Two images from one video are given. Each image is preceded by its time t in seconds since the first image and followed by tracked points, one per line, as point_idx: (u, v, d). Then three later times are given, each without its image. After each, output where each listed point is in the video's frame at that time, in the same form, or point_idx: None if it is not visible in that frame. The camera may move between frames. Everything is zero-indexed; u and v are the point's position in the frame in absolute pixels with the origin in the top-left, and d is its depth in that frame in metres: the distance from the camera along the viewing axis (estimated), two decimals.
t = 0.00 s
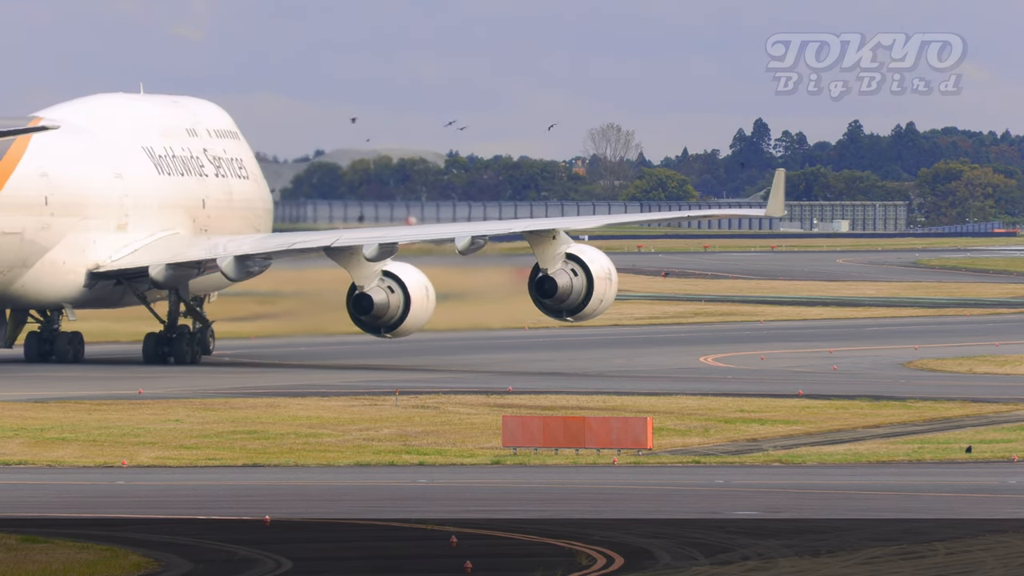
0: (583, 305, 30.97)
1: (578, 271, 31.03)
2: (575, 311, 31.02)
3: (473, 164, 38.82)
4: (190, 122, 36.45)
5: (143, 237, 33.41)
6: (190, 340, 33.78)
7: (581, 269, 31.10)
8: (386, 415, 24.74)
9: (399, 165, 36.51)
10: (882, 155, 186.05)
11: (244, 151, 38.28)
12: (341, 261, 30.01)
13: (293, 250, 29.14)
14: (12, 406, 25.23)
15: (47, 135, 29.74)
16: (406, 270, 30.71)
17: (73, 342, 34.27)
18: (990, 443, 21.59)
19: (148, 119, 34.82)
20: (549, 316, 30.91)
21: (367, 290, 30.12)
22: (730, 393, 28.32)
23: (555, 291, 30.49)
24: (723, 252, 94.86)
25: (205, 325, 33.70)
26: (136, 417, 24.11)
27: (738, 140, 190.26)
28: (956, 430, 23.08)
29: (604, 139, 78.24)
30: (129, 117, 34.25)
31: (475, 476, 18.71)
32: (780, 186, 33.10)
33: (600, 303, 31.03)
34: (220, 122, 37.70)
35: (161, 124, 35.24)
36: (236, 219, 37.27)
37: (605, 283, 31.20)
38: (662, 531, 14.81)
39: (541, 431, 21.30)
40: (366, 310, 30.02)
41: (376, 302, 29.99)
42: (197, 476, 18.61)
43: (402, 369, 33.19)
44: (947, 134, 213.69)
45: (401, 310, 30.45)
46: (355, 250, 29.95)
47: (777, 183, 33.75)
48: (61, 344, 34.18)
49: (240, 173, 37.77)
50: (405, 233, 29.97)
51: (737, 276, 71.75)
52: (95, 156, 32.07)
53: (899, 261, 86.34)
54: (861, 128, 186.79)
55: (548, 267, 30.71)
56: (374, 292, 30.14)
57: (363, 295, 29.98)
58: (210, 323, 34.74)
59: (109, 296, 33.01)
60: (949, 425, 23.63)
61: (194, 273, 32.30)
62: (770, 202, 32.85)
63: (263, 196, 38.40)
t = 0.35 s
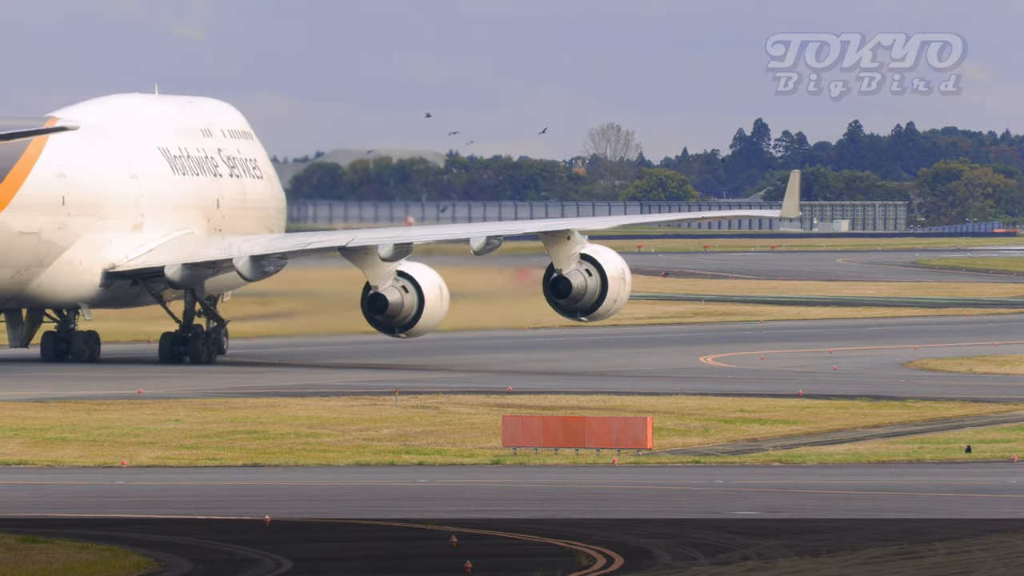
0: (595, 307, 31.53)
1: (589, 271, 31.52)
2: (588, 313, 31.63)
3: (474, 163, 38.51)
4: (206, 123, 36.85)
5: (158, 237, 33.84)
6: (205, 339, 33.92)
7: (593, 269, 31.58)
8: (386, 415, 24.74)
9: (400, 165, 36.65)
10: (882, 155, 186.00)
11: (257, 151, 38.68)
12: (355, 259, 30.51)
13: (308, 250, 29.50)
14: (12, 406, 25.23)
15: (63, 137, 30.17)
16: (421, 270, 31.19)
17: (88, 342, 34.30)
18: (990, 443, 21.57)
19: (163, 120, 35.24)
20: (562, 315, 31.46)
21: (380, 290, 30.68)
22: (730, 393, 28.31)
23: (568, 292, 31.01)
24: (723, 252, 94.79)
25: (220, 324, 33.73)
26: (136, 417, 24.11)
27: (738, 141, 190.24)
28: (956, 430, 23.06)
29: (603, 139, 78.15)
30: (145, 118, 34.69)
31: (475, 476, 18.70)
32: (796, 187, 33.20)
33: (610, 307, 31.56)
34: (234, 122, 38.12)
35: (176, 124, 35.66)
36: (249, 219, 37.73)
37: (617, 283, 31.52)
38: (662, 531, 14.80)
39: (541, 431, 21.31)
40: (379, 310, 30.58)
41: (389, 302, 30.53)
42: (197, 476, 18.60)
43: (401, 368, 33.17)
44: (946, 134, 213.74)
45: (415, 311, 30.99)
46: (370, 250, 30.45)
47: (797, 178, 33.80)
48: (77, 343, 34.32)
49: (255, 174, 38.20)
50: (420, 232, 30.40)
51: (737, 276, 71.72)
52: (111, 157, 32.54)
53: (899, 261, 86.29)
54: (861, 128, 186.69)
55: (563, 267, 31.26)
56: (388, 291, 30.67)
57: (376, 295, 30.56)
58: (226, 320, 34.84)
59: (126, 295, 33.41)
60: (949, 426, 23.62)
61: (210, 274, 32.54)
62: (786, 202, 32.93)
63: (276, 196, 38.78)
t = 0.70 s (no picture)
0: (609, 307, 31.90)
1: (604, 271, 31.84)
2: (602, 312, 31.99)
3: (473, 163, 38.61)
4: (218, 123, 36.80)
5: (174, 237, 33.87)
6: (221, 338, 33.87)
7: (607, 268, 31.90)
8: (385, 415, 24.74)
9: (400, 165, 37.19)
10: (882, 155, 185.99)
11: (269, 151, 38.59)
12: (370, 258, 30.85)
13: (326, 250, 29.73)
14: (12, 406, 25.23)
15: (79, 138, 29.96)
16: (436, 271, 31.49)
17: (105, 341, 34.42)
18: (990, 443, 21.58)
19: (177, 120, 35.21)
20: (574, 312, 31.95)
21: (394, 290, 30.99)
22: (730, 393, 28.31)
23: (582, 292, 31.38)
24: (723, 252, 94.77)
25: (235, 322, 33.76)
26: (136, 417, 24.11)
27: (738, 141, 190.28)
28: (956, 430, 23.06)
29: (603, 139, 78.09)
30: (159, 118, 34.66)
31: (475, 476, 18.70)
32: (811, 187, 33.21)
33: (625, 306, 31.95)
34: (246, 123, 38.06)
35: (190, 124, 35.62)
36: (263, 220, 37.57)
37: (632, 283, 31.88)
38: (661, 531, 14.81)
39: (541, 430, 21.31)
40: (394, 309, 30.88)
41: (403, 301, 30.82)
42: (197, 476, 18.60)
43: (402, 368, 33.18)
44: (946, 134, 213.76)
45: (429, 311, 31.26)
46: (385, 250, 30.76)
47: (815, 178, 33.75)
48: (93, 342, 34.39)
49: (268, 174, 38.08)
50: (435, 233, 30.69)
51: (737, 276, 71.74)
52: (128, 157, 32.48)
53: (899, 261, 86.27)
54: (861, 128, 186.66)
55: (580, 268, 31.64)
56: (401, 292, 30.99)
57: (390, 295, 30.88)
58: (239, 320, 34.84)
59: (142, 295, 33.54)
60: (948, 425, 23.62)
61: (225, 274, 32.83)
62: (802, 203, 32.86)
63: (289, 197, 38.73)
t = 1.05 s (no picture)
0: (623, 307, 31.93)
1: (618, 270, 31.82)
2: (617, 312, 32.01)
3: (473, 164, 39.16)
4: (232, 123, 36.79)
5: (189, 238, 33.93)
6: (237, 338, 33.81)
7: (622, 267, 31.88)
8: (385, 415, 24.74)
9: (399, 166, 37.77)
10: (882, 155, 186.02)
11: (282, 151, 38.55)
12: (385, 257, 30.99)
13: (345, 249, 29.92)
14: (12, 406, 25.22)
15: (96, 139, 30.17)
16: (450, 269, 31.50)
17: (122, 340, 34.44)
18: (990, 443, 21.57)
19: (191, 121, 35.25)
20: (587, 311, 31.99)
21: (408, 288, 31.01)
22: (730, 393, 28.30)
23: (602, 292, 31.42)
24: (723, 252, 94.75)
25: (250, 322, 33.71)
26: (135, 417, 24.10)
27: (738, 140, 190.30)
28: (956, 430, 23.05)
29: (603, 139, 78.04)
30: (173, 118, 34.71)
31: (475, 476, 18.70)
32: (826, 185, 33.26)
33: (640, 306, 31.94)
34: (259, 123, 38.02)
35: (202, 125, 35.62)
36: (277, 219, 37.45)
37: (646, 283, 31.85)
38: (661, 531, 14.80)
39: (541, 430, 21.31)
40: (408, 309, 30.90)
41: (418, 301, 30.83)
42: (196, 476, 18.60)
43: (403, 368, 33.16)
44: (946, 134, 213.75)
45: (443, 310, 31.24)
46: (399, 250, 30.91)
47: (830, 177, 33.77)
48: (109, 341, 34.44)
49: (281, 174, 37.97)
50: (450, 232, 30.88)
51: (737, 276, 71.76)
52: (142, 157, 32.59)
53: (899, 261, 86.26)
54: (861, 128, 186.62)
55: (593, 268, 31.66)
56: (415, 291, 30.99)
57: (404, 294, 30.91)
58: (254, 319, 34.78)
59: (156, 295, 33.58)
60: (948, 425, 23.61)
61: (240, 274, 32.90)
62: (816, 203, 32.88)
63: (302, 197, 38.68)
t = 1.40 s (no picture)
0: (637, 307, 31.93)
1: (633, 271, 31.85)
2: (631, 313, 32.01)
3: (473, 164, 39.30)
4: (246, 124, 36.63)
5: (204, 238, 33.92)
6: (252, 337, 33.81)
7: (636, 268, 31.90)
8: (385, 415, 24.74)
9: (400, 165, 38.20)
10: (882, 155, 186.00)
11: (295, 152, 38.32)
12: (400, 257, 30.96)
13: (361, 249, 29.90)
14: (12, 406, 25.22)
15: (113, 139, 30.23)
16: (463, 269, 31.53)
17: (138, 341, 34.48)
18: (990, 443, 21.56)
19: (205, 121, 35.17)
20: (601, 311, 32.04)
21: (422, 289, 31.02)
22: (730, 393, 28.30)
23: (618, 292, 31.47)
24: (722, 252, 94.77)
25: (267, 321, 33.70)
26: (136, 417, 24.10)
27: (738, 140, 190.35)
28: (956, 430, 23.05)
29: (603, 139, 78.01)
30: (187, 119, 34.66)
31: (475, 476, 18.70)
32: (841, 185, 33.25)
33: (655, 305, 31.91)
34: (272, 123, 37.84)
35: (216, 125, 35.55)
36: (290, 220, 37.16)
37: (661, 282, 31.84)
38: (661, 531, 14.81)
39: (541, 431, 21.31)
40: (422, 309, 30.91)
41: (432, 301, 30.86)
42: (196, 476, 18.61)
43: (403, 368, 33.14)
44: (946, 134, 213.64)
45: (457, 311, 31.26)
46: (414, 250, 30.86)
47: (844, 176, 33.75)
48: (125, 341, 34.45)
49: (294, 174, 37.69)
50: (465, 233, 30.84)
51: (737, 276, 71.80)
52: (157, 157, 32.59)
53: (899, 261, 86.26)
54: (861, 128, 186.62)
55: (608, 267, 31.70)
56: (433, 290, 31.04)
57: (418, 294, 30.93)
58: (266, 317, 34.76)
59: (171, 294, 33.53)
60: (948, 425, 23.61)
61: (256, 274, 32.89)
62: (832, 202, 32.85)
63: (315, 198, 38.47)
